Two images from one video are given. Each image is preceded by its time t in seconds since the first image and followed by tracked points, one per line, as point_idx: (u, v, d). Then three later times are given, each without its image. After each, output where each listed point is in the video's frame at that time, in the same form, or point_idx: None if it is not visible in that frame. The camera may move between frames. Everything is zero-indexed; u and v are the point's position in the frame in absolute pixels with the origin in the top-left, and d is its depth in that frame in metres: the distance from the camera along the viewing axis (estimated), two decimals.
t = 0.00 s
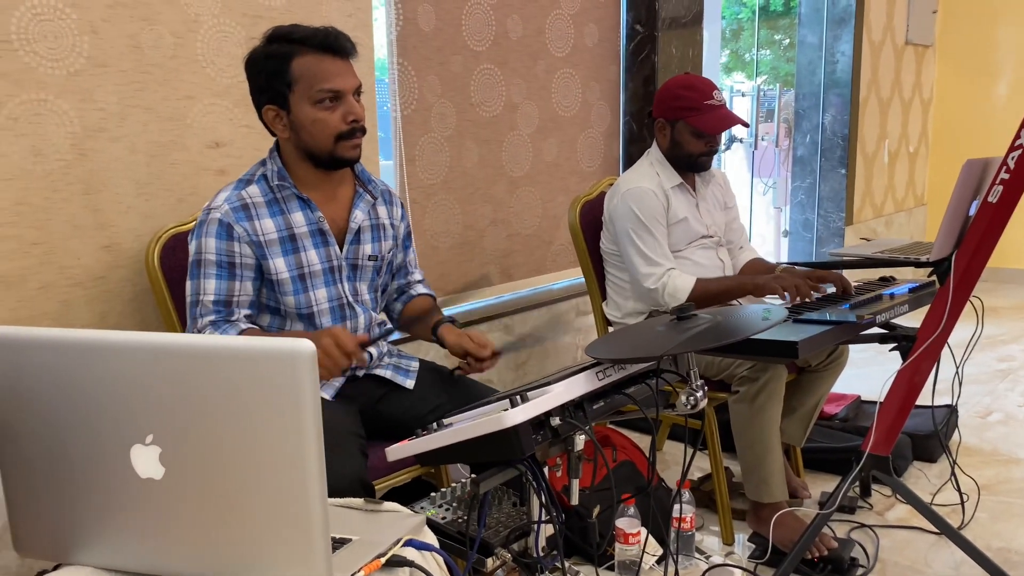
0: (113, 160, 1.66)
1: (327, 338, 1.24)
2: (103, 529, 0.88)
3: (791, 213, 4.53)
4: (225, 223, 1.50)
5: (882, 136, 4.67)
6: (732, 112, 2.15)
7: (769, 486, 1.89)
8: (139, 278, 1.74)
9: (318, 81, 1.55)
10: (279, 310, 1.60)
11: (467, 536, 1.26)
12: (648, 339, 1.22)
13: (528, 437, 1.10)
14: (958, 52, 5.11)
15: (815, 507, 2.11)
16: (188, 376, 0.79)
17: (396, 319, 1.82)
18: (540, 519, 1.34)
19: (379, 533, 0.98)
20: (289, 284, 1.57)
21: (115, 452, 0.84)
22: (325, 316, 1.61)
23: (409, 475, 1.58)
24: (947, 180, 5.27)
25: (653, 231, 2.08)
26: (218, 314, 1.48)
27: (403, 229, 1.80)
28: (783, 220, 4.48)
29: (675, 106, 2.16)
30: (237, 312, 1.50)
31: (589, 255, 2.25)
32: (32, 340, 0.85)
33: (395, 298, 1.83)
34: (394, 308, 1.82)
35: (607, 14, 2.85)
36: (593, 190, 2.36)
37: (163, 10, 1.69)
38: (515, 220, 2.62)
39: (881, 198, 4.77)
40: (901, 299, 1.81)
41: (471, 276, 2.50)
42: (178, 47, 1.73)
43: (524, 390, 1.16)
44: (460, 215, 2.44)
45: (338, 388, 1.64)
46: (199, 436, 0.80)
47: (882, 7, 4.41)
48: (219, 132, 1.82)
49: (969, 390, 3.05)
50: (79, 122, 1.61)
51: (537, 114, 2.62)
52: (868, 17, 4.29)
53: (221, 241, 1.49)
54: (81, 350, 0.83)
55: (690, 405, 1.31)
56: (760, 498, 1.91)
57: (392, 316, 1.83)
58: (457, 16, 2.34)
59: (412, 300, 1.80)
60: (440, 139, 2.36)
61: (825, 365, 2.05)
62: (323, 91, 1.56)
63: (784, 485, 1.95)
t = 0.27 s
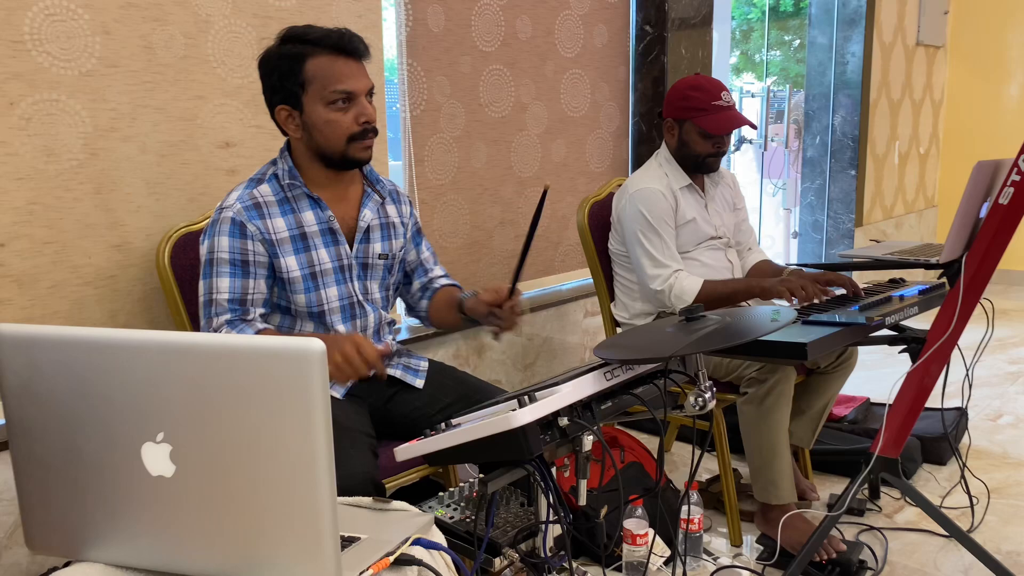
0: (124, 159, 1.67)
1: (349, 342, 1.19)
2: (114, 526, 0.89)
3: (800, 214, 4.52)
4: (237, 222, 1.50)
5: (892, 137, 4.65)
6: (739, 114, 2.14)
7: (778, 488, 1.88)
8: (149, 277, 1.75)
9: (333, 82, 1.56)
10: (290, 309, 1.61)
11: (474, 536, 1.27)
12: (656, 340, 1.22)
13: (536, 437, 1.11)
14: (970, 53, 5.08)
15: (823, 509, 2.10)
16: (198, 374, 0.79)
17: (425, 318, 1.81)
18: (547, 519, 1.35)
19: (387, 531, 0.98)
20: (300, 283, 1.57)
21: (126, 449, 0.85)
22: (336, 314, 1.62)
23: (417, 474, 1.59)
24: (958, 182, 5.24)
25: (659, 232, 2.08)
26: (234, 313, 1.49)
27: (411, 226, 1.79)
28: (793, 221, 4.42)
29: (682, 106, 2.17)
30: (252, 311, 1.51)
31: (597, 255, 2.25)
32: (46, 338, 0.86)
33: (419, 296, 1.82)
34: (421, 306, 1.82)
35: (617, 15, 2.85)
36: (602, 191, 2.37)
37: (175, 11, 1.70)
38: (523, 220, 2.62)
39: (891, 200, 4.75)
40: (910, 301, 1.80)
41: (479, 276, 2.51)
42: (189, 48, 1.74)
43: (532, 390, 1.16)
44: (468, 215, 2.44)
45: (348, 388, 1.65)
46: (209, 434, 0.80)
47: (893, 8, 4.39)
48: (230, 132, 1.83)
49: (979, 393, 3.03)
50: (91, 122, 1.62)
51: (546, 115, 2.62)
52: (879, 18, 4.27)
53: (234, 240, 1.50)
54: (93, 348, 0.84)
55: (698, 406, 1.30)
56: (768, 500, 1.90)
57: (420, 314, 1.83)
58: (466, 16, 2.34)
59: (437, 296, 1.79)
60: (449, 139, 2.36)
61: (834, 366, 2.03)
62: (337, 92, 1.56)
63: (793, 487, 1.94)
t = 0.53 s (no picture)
0: (135, 160, 1.69)
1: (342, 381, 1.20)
2: (128, 524, 0.90)
3: (807, 214, 4.51)
4: (250, 224, 1.52)
5: (899, 138, 4.64)
6: (747, 116, 2.14)
7: (784, 488, 1.88)
8: (160, 277, 1.76)
9: (341, 83, 1.57)
10: (300, 312, 1.62)
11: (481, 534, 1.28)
12: (666, 342, 1.23)
13: (544, 437, 1.12)
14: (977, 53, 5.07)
15: (830, 509, 2.10)
16: (212, 373, 0.80)
17: (430, 317, 1.83)
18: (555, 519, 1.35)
19: (396, 530, 0.99)
20: (311, 286, 1.59)
21: (140, 447, 0.86)
22: (346, 317, 1.63)
23: (424, 473, 1.60)
24: (965, 183, 5.23)
25: (663, 234, 2.08)
26: (238, 316, 1.50)
27: (424, 228, 1.81)
28: (800, 222, 4.44)
29: (690, 107, 2.17)
30: (257, 317, 1.51)
31: (604, 256, 2.26)
32: (62, 337, 0.88)
33: (427, 295, 1.83)
34: (427, 305, 1.83)
35: (624, 16, 2.85)
36: (610, 191, 2.37)
37: (185, 13, 1.72)
38: (530, 220, 2.63)
39: (898, 200, 4.74)
40: (917, 303, 1.81)
41: (486, 276, 2.52)
42: (199, 49, 1.75)
43: (540, 390, 1.16)
44: (475, 215, 2.45)
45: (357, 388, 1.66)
46: (223, 433, 0.81)
47: (900, 8, 4.38)
48: (239, 133, 1.84)
49: (985, 394, 3.03)
50: (102, 122, 1.63)
51: (553, 115, 2.63)
52: (887, 18, 4.27)
53: (245, 242, 1.51)
54: (108, 348, 0.85)
55: (706, 407, 1.30)
56: (774, 500, 1.91)
57: (427, 313, 1.84)
58: (474, 18, 2.35)
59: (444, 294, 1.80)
60: (457, 140, 2.37)
61: (840, 367, 2.04)
62: (345, 93, 1.57)
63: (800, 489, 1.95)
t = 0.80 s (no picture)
0: (140, 159, 1.69)
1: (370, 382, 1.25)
2: (134, 521, 0.90)
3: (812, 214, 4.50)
4: (256, 220, 1.52)
5: (905, 138, 4.63)
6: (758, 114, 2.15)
7: (788, 489, 1.88)
8: (165, 275, 1.77)
9: (345, 84, 1.57)
10: (306, 308, 1.62)
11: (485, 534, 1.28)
12: (668, 341, 1.23)
13: (548, 436, 1.11)
14: (983, 53, 5.05)
15: (834, 510, 2.10)
16: (218, 371, 0.81)
17: (435, 313, 1.83)
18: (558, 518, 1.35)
19: (401, 528, 0.99)
20: (317, 282, 1.59)
21: (146, 445, 0.86)
22: (350, 314, 1.63)
23: (428, 473, 1.60)
24: (971, 183, 5.22)
25: (668, 235, 2.08)
26: (250, 311, 1.50)
27: (426, 226, 1.81)
28: (805, 222, 4.41)
29: (698, 110, 2.16)
30: (268, 312, 1.52)
31: (608, 255, 2.27)
32: (69, 335, 0.88)
33: (432, 292, 1.84)
34: (433, 300, 1.83)
35: (629, 15, 2.85)
36: (614, 191, 2.37)
37: (191, 12, 1.72)
38: (534, 220, 2.63)
39: (903, 201, 4.73)
40: (922, 303, 1.80)
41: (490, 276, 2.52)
42: (204, 48, 1.76)
43: (545, 389, 1.17)
44: (480, 215, 2.46)
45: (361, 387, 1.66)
46: (229, 432, 0.82)
47: (906, 8, 4.37)
48: (244, 132, 1.85)
49: (990, 395, 3.02)
50: (107, 121, 1.64)
51: (557, 115, 2.63)
52: (892, 18, 4.26)
53: (253, 237, 1.51)
54: (114, 345, 0.86)
55: (709, 407, 1.30)
56: (779, 501, 1.90)
57: (431, 310, 1.84)
58: (479, 17, 2.35)
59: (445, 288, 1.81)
60: (461, 139, 2.37)
61: (843, 368, 2.04)
62: (349, 94, 1.58)
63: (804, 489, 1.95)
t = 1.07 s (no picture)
0: (138, 156, 1.69)
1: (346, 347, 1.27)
2: (129, 518, 0.90)
3: (811, 213, 4.51)
4: (246, 219, 1.52)
5: (904, 136, 4.63)
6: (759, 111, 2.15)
7: (786, 488, 1.88)
8: (162, 273, 1.77)
9: (340, 79, 1.57)
10: (299, 307, 1.62)
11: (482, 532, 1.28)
12: (663, 338, 1.23)
13: (544, 434, 1.11)
14: (983, 52, 5.05)
15: (831, 509, 2.10)
16: (213, 368, 0.81)
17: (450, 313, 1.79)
18: (555, 516, 1.35)
19: (397, 525, 0.99)
20: (308, 281, 1.58)
21: (141, 442, 0.86)
22: (344, 311, 1.63)
23: (426, 470, 1.60)
24: (970, 182, 5.21)
25: (665, 234, 2.08)
26: (238, 311, 1.50)
27: (425, 220, 1.81)
28: (804, 220, 4.43)
29: (699, 108, 2.16)
30: (256, 311, 1.52)
31: (607, 255, 2.26)
32: (65, 332, 0.88)
33: (441, 289, 1.83)
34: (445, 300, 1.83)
35: (628, 13, 2.85)
36: (613, 189, 2.37)
37: (188, 9, 1.72)
38: (533, 218, 2.63)
39: (903, 200, 4.73)
40: (920, 301, 1.80)
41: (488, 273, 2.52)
42: (202, 45, 1.75)
43: (541, 387, 1.17)
44: (478, 213, 2.45)
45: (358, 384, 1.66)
46: (224, 428, 0.82)
47: (906, 7, 4.37)
48: (242, 129, 1.85)
49: (989, 394, 3.02)
50: (105, 118, 1.64)
51: (556, 112, 2.63)
52: (892, 16, 4.26)
53: (242, 237, 1.52)
54: (109, 342, 0.85)
55: (706, 404, 1.30)
56: (776, 499, 1.90)
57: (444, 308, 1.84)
58: (478, 15, 2.35)
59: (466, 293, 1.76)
60: (460, 137, 2.37)
61: (843, 365, 2.04)
62: (345, 89, 1.58)
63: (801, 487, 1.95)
